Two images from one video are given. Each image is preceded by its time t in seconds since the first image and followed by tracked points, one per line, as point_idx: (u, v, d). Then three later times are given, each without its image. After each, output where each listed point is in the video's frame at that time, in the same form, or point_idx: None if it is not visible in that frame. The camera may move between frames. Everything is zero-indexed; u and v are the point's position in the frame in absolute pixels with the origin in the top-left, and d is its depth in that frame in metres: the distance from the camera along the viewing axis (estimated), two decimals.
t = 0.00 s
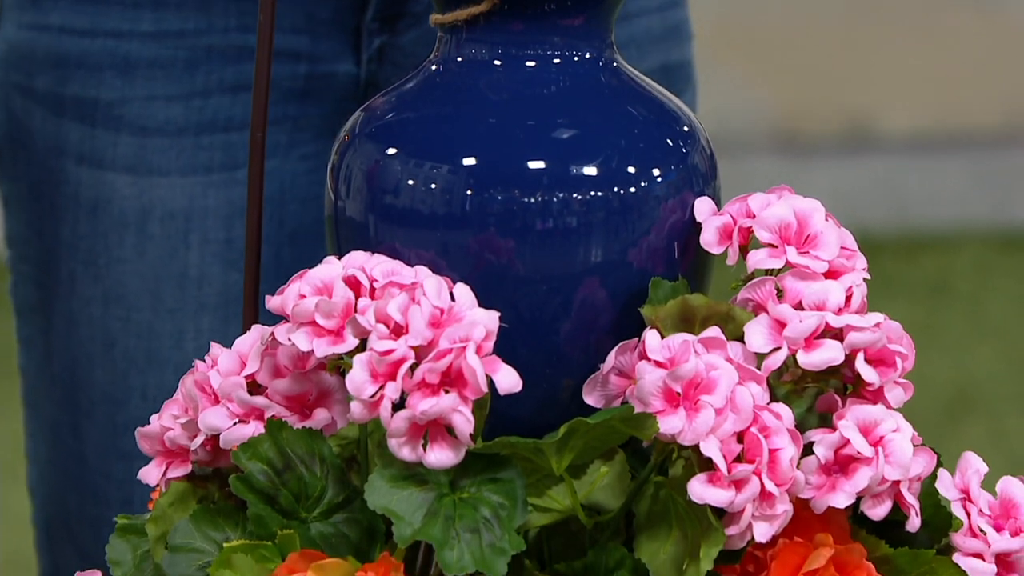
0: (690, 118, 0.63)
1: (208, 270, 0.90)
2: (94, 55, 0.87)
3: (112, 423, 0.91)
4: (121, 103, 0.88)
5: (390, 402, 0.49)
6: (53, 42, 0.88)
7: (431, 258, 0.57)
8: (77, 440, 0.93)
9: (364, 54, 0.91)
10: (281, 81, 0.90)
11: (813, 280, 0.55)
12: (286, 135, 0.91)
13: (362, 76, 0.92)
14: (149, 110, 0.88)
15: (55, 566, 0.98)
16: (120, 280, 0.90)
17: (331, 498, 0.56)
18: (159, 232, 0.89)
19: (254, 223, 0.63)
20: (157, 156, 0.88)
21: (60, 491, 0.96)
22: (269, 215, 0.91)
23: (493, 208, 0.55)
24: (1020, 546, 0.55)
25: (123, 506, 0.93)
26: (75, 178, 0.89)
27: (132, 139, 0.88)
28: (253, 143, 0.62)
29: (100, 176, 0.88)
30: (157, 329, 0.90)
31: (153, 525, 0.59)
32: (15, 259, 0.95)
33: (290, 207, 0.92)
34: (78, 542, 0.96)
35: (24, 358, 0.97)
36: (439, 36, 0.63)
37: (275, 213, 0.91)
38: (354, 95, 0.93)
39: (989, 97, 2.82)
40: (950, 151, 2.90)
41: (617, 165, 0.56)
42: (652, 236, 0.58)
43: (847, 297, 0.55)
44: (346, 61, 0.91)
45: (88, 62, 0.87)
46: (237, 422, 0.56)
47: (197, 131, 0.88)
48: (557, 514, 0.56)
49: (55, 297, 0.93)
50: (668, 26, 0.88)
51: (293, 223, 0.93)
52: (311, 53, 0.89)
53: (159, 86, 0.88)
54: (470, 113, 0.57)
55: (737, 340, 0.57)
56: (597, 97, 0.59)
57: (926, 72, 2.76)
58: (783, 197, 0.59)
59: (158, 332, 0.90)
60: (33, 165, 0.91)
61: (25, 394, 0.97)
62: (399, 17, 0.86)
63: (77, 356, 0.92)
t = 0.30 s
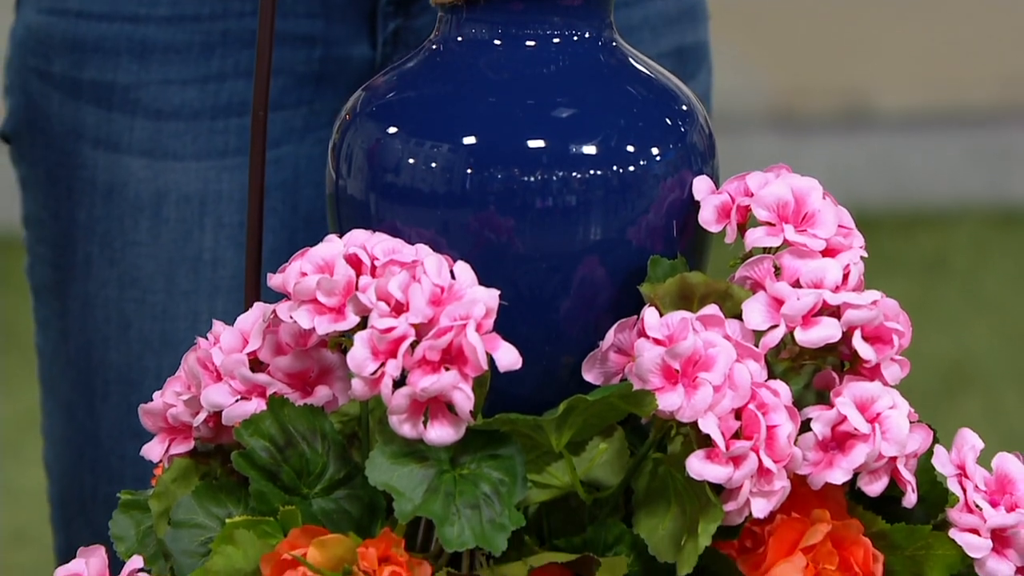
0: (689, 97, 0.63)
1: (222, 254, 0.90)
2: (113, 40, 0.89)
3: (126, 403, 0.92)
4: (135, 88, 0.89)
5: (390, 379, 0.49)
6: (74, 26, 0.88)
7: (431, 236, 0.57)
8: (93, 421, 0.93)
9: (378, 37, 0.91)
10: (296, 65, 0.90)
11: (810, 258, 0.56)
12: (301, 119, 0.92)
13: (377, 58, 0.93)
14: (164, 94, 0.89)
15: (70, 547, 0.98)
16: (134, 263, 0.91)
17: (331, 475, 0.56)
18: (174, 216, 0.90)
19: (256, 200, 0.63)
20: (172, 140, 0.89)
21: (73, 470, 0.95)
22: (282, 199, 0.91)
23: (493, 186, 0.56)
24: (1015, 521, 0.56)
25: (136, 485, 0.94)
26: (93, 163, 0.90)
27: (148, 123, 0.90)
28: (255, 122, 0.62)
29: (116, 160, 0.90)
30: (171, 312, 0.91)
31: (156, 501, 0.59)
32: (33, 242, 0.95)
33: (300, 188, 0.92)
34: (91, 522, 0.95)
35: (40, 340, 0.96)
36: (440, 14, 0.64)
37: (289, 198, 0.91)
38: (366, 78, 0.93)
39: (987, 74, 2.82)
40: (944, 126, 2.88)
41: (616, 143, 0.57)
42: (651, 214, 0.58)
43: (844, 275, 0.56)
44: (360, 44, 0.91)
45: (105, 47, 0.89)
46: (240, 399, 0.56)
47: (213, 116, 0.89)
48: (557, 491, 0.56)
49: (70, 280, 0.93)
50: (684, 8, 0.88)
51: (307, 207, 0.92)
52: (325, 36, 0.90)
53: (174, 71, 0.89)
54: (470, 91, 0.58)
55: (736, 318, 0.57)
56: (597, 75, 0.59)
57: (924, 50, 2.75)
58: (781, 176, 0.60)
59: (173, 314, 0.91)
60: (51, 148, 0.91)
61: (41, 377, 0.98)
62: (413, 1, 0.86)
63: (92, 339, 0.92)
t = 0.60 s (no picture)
0: (688, 77, 0.63)
1: (218, 233, 0.91)
2: (109, 19, 0.88)
3: (123, 380, 0.93)
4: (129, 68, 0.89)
5: (392, 356, 0.50)
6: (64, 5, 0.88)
7: (432, 214, 0.58)
8: (89, 397, 0.95)
9: (371, 15, 0.89)
10: (288, 44, 0.90)
11: (808, 236, 0.56)
12: (295, 99, 0.92)
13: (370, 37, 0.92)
14: (158, 74, 0.89)
15: (67, 523, 0.99)
16: (130, 242, 0.91)
17: (334, 451, 0.57)
18: (169, 195, 0.90)
19: (258, 179, 0.63)
20: (167, 119, 0.89)
21: (71, 446, 0.97)
22: (276, 177, 0.92)
23: (493, 164, 0.56)
24: (1011, 497, 0.56)
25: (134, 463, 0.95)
26: (85, 142, 0.90)
27: (142, 103, 0.89)
28: (256, 102, 0.63)
29: (111, 140, 0.90)
30: (168, 290, 0.92)
31: (159, 477, 0.60)
32: (27, 220, 0.95)
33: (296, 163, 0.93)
34: (89, 498, 0.97)
35: (34, 317, 0.97)
36: None
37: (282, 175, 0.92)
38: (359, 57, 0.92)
39: (986, 51, 2.81)
40: (942, 104, 2.87)
41: (614, 122, 0.57)
42: (650, 192, 0.58)
43: (842, 253, 0.56)
44: (354, 23, 0.90)
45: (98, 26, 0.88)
46: (242, 375, 0.57)
47: (207, 95, 0.89)
48: (556, 467, 0.57)
49: (65, 259, 0.93)
50: None
51: (300, 184, 0.93)
52: (318, 16, 0.89)
53: (168, 50, 0.88)
54: (470, 70, 0.58)
55: (735, 296, 0.58)
56: (597, 54, 0.60)
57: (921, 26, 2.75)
58: (780, 154, 0.60)
59: (169, 293, 0.92)
60: (45, 127, 0.91)
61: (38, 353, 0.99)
62: None
63: (88, 317, 0.93)
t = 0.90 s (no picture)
0: (687, 56, 0.64)
1: (209, 209, 0.92)
2: None
3: (116, 356, 0.94)
4: (120, 45, 0.89)
5: (394, 333, 0.50)
6: None
7: (433, 192, 0.58)
8: (83, 372, 0.95)
9: None
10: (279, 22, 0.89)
11: (806, 214, 0.57)
12: (284, 76, 0.91)
13: (358, 15, 0.91)
14: (148, 52, 0.89)
15: (64, 498, 1.00)
16: (120, 219, 0.91)
17: (336, 427, 0.57)
18: (160, 171, 0.91)
19: (258, 157, 0.64)
20: (157, 96, 0.90)
21: (66, 422, 0.97)
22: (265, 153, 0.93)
23: (493, 143, 0.56)
24: (1007, 472, 0.57)
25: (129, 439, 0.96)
26: (76, 119, 0.90)
27: (132, 80, 0.89)
28: (258, 81, 0.63)
29: (103, 117, 0.90)
30: (160, 266, 0.93)
31: (162, 453, 0.61)
32: (21, 198, 0.95)
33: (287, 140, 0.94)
34: (83, 471, 0.98)
35: (27, 294, 0.98)
36: None
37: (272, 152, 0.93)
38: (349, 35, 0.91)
39: (982, 27, 2.80)
40: (938, 83, 2.87)
41: (613, 101, 0.57)
42: (647, 170, 0.59)
43: (839, 230, 0.57)
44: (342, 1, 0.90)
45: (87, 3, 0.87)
46: (244, 352, 0.57)
47: (197, 72, 0.90)
48: (556, 443, 0.57)
49: (58, 236, 0.93)
50: None
51: (292, 161, 0.94)
52: None
53: (158, 27, 0.88)
54: (469, 50, 0.58)
55: (734, 273, 0.58)
56: (596, 33, 0.60)
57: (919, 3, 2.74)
58: (778, 133, 0.60)
59: (160, 269, 0.93)
60: (37, 105, 0.91)
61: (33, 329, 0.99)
62: None
63: (82, 293, 0.93)
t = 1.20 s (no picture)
0: (687, 36, 0.64)
1: (207, 185, 0.92)
2: None
3: (115, 333, 0.94)
4: (117, 24, 0.89)
5: (394, 313, 0.51)
6: None
7: (433, 171, 0.58)
8: (82, 350, 0.96)
9: None
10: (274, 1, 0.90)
11: (804, 193, 0.57)
12: (281, 54, 0.92)
13: None
14: (146, 30, 0.89)
15: (63, 474, 1.01)
16: (120, 197, 0.92)
17: (336, 406, 0.58)
18: (158, 149, 0.91)
19: (259, 136, 0.64)
20: (155, 74, 0.90)
21: (67, 399, 0.98)
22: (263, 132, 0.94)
23: (493, 123, 0.57)
24: (1003, 450, 0.57)
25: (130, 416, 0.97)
26: (76, 98, 0.91)
27: (131, 58, 0.90)
28: (260, 60, 0.63)
29: (102, 95, 0.90)
30: (157, 244, 0.92)
31: (164, 431, 0.61)
32: (21, 175, 0.96)
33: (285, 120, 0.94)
34: (84, 448, 0.98)
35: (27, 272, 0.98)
36: None
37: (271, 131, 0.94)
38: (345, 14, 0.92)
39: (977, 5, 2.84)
40: (932, 58, 2.87)
41: (612, 81, 0.58)
42: (645, 150, 0.59)
43: (837, 210, 0.57)
44: None
45: None
46: (246, 331, 0.58)
47: (196, 50, 0.89)
48: (556, 421, 0.58)
49: (58, 214, 0.94)
50: None
51: (290, 140, 0.95)
52: None
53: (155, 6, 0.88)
54: (470, 31, 0.59)
55: (732, 253, 0.59)
56: (597, 14, 0.60)
57: None
58: (777, 113, 0.61)
59: (158, 247, 0.92)
60: (36, 83, 0.92)
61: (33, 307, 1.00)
62: None
63: (81, 271, 0.94)
